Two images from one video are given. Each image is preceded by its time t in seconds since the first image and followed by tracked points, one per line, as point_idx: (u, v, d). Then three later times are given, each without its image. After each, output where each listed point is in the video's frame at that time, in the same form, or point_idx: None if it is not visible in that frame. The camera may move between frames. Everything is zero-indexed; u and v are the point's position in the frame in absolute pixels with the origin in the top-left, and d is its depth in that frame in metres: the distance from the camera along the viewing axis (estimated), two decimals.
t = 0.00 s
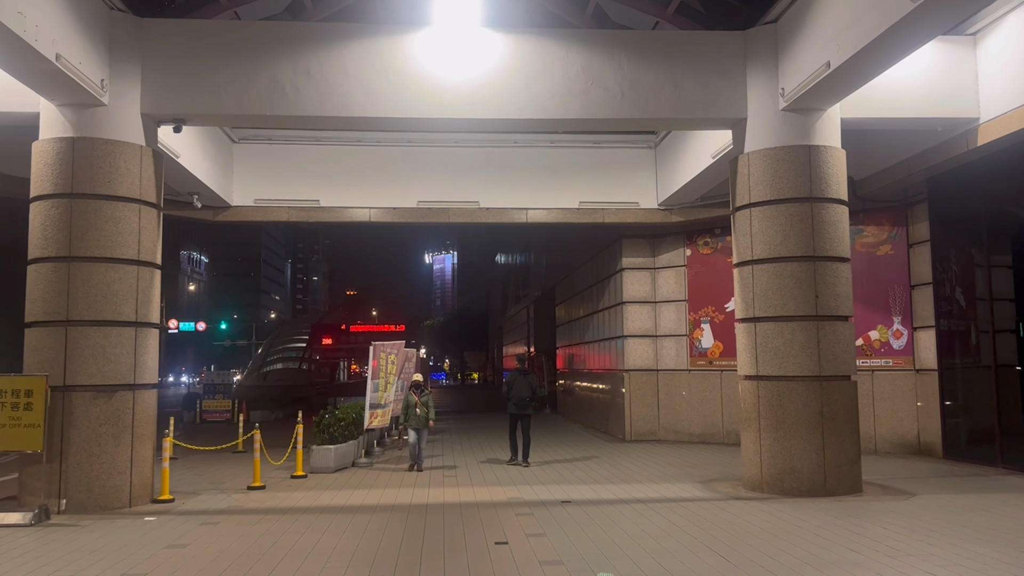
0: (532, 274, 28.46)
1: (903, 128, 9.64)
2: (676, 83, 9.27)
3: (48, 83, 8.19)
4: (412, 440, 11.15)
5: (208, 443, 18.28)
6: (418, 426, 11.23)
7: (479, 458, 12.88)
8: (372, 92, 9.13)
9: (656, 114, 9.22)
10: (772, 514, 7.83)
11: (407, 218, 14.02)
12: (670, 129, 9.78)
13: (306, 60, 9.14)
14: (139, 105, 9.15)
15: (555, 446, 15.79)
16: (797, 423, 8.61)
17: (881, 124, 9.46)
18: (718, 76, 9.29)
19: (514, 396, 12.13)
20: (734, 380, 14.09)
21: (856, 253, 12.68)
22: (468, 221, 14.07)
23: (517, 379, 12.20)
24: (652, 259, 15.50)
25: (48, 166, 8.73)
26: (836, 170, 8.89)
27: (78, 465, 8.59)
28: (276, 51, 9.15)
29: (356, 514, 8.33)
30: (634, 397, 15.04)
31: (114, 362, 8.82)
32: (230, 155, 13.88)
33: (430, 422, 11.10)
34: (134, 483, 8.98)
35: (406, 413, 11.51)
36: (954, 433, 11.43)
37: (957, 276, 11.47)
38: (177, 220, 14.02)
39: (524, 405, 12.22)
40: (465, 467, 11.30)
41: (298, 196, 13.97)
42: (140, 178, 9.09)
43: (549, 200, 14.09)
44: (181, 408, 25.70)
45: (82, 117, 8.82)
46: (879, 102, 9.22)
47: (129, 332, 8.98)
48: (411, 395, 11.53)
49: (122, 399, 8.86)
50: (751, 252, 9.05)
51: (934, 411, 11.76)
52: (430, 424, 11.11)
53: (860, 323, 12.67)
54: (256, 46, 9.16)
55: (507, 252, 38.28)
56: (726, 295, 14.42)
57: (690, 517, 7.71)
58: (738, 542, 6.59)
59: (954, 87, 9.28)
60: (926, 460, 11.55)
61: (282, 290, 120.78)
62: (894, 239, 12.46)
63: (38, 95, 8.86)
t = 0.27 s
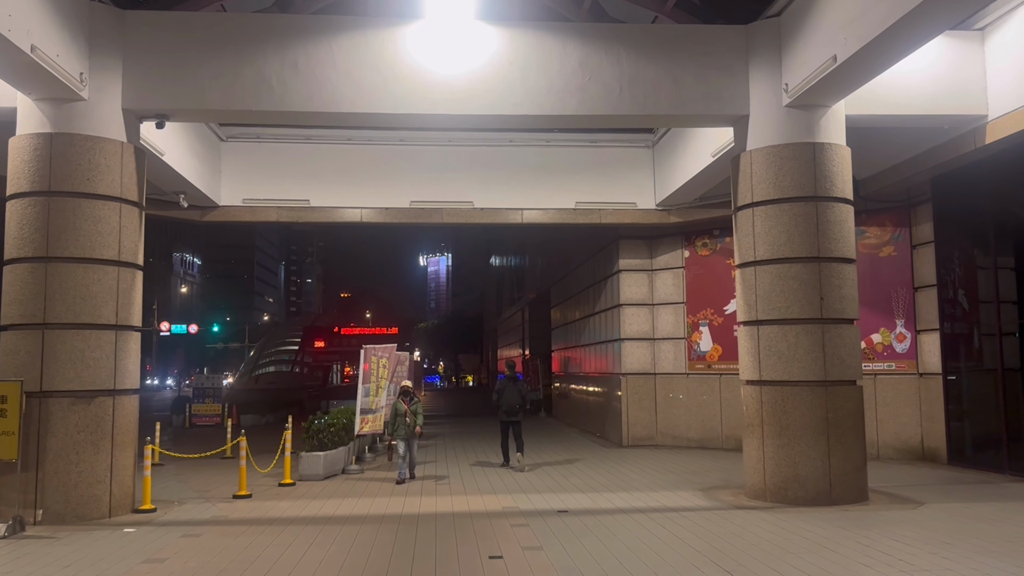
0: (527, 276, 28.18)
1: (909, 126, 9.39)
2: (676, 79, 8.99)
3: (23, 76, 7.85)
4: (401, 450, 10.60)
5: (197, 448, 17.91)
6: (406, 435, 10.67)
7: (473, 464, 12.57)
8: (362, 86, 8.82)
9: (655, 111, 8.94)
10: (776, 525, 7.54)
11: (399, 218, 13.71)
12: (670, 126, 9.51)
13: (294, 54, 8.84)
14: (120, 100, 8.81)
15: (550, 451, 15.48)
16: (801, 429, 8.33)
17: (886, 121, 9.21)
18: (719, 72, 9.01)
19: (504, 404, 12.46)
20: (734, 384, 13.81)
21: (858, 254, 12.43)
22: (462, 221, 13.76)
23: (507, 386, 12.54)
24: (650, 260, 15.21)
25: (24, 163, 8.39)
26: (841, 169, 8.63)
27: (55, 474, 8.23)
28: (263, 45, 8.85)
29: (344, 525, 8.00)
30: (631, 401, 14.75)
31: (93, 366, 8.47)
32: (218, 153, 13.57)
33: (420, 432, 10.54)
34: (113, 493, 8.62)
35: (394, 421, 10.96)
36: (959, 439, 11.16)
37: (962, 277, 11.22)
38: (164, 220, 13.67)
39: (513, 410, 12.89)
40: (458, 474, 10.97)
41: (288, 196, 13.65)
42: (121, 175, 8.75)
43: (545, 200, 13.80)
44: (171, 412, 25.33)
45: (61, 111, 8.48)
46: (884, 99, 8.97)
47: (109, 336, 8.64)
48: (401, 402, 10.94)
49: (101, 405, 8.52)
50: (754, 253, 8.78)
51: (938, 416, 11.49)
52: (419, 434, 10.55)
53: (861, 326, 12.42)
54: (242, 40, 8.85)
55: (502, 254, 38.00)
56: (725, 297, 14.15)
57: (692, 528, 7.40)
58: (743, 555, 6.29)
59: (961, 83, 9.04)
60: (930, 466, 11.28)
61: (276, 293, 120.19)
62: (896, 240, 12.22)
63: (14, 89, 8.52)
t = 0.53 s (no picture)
0: (522, 276, 27.92)
1: (915, 119, 9.15)
2: (678, 70, 8.74)
3: None
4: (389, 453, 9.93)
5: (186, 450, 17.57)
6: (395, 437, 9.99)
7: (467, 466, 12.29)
8: (353, 77, 8.54)
9: (655, 103, 8.69)
10: (781, 530, 7.27)
11: (392, 215, 13.41)
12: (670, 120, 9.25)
13: (282, 43, 8.55)
14: (101, 90, 8.50)
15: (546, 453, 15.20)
16: (805, 432, 8.07)
17: (892, 115, 8.98)
18: (722, 62, 8.76)
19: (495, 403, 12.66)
20: (733, 385, 13.55)
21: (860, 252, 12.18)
22: (456, 219, 13.47)
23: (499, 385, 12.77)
24: (647, 259, 14.95)
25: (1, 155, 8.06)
26: (847, 163, 8.39)
27: (32, 479, 7.91)
28: (251, 33, 8.56)
29: (332, 531, 7.70)
30: (629, 402, 14.48)
31: (72, 366, 8.15)
32: (206, 149, 13.26)
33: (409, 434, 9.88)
34: (94, 498, 8.30)
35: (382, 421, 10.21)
36: (963, 441, 10.92)
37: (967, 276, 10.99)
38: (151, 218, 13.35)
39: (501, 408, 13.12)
40: (452, 478, 10.67)
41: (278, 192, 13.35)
42: (102, 168, 8.44)
43: (540, 197, 13.53)
44: (161, 413, 24.97)
45: (39, 102, 8.16)
46: (890, 92, 8.74)
47: (90, 334, 8.31)
48: (388, 402, 10.20)
49: (81, 406, 8.19)
50: (757, 250, 8.53)
51: (942, 418, 11.25)
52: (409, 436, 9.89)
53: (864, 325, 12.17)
54: (229, 29, 8.56)
55: (497, 255, 37.72)
56: (724, 296, 13.89)
57: (694, 534, 7.14)
58: (749, 564, 6.02)
59: (968, 76, 8.82)
60: (934, 469, 11.04)
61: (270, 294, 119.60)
62: (899, 238, 11.99)
63: None
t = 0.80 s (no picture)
0: (517, 277, 27.64)
1: (921, 114, 8.90)
2: (678, 63, 8.47)
3: None
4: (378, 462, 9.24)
5: (175, 454, 17.23)
6: (383, 445, 9.32)
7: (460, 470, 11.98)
8: (342, 68, 8.25)
9: (654, 96, 8.42)
10: (786, 539, 7.00)
11: (384, 213, 13.10)
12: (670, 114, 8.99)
13: (269, 33, 8.26)
14: (81, 81, 8.18)
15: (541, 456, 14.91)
16: (810, 436, 7.80)
17: (898, 109, 8.73)
18: (723, 55, 8.50)
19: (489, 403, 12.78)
20: (732, 387, 13.29)
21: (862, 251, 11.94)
22: (449, 217, 13.18)
23: (491, 386, 12.91)
24: (645, 259, 14.69)
25: None
26: (852, 158, 8.14)
27: (6, 486, 7.57)
28: (236, 23, 8.27)
29: (318, 540, 7.37)
30: (626, 405, 14.21)
31: (49, 369, 7.81)
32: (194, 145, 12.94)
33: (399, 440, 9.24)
34: (72, 506, 7.96)
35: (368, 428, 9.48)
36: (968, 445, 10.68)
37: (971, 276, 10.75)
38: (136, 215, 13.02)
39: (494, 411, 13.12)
40: (445, 483, 10.37)
41: (267, 189, 13.04)
42: (81, 162, 8.11)
43: (536, 195, 13.25)
44: (150, 416, 24.59)
45: (15, 93, 7.84)
46: (895, 86, 8.50)
47: (68, 335, 7.97)
48: (376, 408, 9.49)
49: (58, 410, 7.85)
50: (760, 248, 8.26)
51: (946, 421, 11.01)
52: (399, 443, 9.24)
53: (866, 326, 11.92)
54: (214, 18, 8.26)
55: (491, 255, 37.45)
56: (723, 297, 13.63)
57: (696, 543, 6.86)
58: None
59: (976, 69, 8.57)
60: (939, 473, 10.79)
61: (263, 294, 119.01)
62: (902, 237, 11.75)
63: None
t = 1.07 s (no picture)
0: (511, 276, 27.35)
1: (925, 105, 8.65)
2: (676, 51, 8.20)
3: None
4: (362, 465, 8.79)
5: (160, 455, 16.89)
6: (368, 446, 8.89)
7: (452, 472, 11.69)
8: (328, 55, 7.95)
9: (652, 86, 8.16)
10: (788, 543, 6.73)
11: (374, 209, 12.80)
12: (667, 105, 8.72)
13: (252, 18, 7.96)
14: (55, 67, 7.86)
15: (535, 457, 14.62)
16: (811, 437, 7.54)
17: (900, 100, 8.50)
18: (722, 43, 8.24)
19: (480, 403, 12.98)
20: (729, 386, 13.03)
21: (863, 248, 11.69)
22: (441, 213, 12.88)
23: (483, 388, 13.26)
24: (640, 256, 14.41)
25: None
26: (855, 150, 7.88)
27: None
28: (218, 8, 7.97)
29: (301, 546, 7.07)
30: (621, 405, 13.95)
31: (21, 367, 7.48)
32: (179, 138, 12.62)
33: (384, 441, 8.79)
34: (44, 510, 7.63)
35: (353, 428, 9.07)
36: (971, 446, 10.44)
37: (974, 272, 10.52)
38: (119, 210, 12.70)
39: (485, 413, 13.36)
40: (435, 486, 10.07)
41: (254, 184, 12.73)
42: (56, 151, 7.79)
43: (530, 190, 12.97)
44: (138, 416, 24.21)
45: None
46: (899, 76, 8.25)
47: (41, 332, 7.65)
48: (359, 407, 9.09)
49: (30, 410, 7.53)
50: (759, 242, 8.00)
51: (948, 421, 10.77)
52: (384, 444, 8.81)
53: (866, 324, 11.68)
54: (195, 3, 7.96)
55: (485, 255, 37.16)
56: (719, 294, 13.36)
57: (695, 549, 6.58)
58: None
59: (982, 58, 8.32)
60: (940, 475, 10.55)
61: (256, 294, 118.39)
62: (903, 234, 11.51)
63: None
